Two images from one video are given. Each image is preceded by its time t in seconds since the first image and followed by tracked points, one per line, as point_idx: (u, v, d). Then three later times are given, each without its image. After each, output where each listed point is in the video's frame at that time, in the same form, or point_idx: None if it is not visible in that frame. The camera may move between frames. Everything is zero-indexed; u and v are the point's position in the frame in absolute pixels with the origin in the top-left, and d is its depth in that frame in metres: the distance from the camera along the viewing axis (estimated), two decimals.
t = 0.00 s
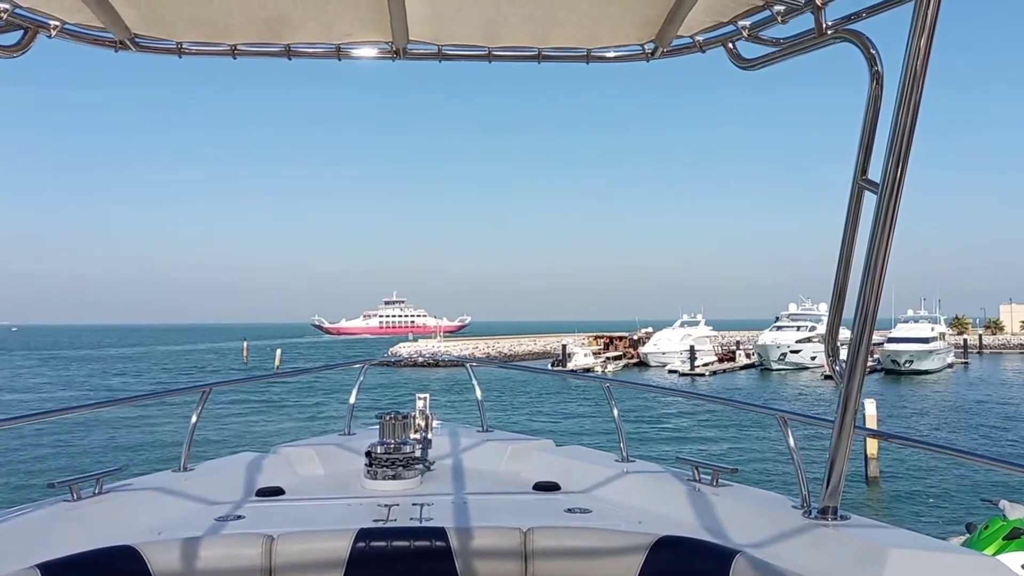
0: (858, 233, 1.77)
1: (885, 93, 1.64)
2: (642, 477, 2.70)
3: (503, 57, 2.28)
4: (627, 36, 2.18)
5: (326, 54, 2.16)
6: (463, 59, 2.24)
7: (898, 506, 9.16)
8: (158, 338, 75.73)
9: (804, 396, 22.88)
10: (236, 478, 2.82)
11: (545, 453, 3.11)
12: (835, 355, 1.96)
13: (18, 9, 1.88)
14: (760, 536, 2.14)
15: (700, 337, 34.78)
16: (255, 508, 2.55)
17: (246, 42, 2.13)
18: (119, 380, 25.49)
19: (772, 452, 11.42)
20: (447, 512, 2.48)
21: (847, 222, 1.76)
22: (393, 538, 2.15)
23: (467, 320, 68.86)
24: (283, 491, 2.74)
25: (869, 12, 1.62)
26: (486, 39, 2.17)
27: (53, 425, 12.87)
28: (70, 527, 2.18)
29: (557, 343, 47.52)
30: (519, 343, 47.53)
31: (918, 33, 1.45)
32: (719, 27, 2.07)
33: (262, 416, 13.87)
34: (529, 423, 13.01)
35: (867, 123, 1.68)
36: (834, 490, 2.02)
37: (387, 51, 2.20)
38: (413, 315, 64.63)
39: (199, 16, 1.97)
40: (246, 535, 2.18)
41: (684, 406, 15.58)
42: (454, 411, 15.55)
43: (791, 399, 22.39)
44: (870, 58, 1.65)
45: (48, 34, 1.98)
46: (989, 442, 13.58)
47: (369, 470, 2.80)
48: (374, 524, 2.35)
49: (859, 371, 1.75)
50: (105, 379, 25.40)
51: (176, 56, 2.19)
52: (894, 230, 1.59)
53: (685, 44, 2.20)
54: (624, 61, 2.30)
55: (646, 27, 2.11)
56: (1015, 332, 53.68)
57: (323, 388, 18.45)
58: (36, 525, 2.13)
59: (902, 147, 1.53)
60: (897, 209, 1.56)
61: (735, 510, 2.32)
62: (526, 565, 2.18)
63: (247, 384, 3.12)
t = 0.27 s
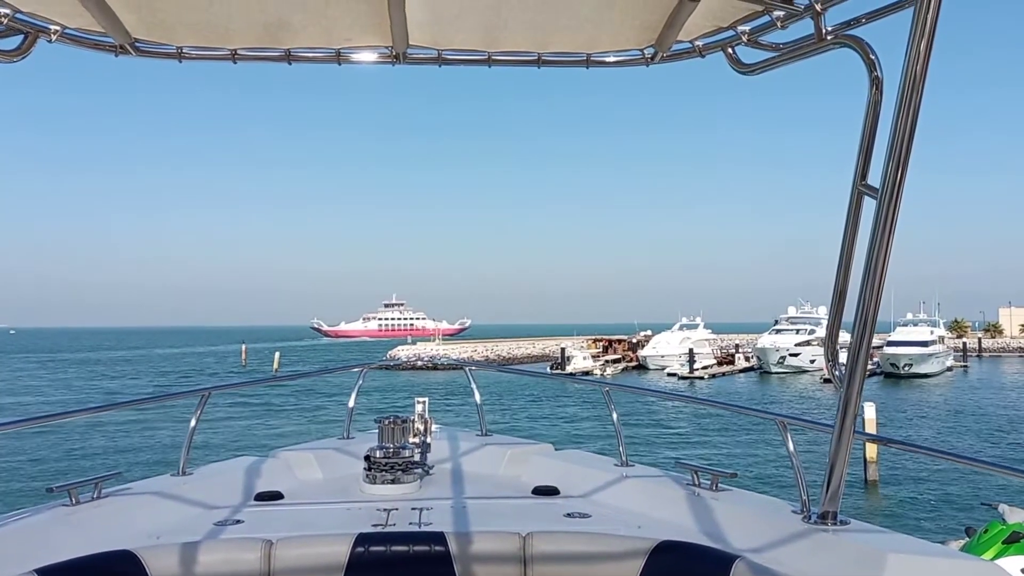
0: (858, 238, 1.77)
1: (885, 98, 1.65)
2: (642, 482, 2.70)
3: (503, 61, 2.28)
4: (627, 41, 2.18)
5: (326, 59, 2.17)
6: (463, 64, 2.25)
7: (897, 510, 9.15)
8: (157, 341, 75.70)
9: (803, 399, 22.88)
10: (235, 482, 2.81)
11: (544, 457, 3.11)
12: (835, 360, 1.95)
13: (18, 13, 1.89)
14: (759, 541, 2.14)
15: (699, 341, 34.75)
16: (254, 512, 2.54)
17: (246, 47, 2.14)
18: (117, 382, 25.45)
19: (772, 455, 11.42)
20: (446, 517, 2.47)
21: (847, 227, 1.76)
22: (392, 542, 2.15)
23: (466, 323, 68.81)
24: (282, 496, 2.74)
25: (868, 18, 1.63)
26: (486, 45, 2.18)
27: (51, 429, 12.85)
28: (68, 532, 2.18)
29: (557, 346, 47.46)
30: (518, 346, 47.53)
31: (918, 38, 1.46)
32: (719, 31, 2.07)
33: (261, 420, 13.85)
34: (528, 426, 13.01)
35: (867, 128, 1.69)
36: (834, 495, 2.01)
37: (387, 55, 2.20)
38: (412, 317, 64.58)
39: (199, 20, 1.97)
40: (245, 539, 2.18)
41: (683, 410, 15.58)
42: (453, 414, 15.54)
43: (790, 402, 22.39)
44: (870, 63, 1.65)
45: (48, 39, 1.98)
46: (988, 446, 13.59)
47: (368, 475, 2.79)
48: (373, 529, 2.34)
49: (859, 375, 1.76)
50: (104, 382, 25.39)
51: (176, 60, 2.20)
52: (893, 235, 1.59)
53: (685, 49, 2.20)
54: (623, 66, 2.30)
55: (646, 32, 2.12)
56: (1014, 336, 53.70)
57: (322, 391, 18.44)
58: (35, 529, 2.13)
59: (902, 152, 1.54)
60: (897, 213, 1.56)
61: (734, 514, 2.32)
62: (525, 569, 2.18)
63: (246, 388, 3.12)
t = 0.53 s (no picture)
0: (857, 239, 1.78)
1: (883, 101, 1.66)
2: (641, 482, 2.70)
3: (502, 64, 2.29)
4: (626, 43, 2.19)
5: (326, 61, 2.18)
6: (462, 66, 2.26)
7: (897, 511, 9.16)
8: (156, 342, 75.58)
9: (803, 401, 22.89)
10: (235, 483, 2.82)
11: (544, 458, 3.12)
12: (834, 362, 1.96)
13: (19, 16, 1.90)
14: (760, 541, 2.15)
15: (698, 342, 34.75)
16: (255, 513, 2.55)
17: (247, 49, 2.15)
18: (116, 384, 25.43)
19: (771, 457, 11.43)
20: (446, 518, 2.48)
21: (845, 228, 1.76)
22: (393, 543, 2.15)
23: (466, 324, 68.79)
24: (282, 497, 2.75)
25: (866, 22, 1.64)
26: (485, 47, 2.19)
27: (50, 430, 12.84)
28: (70, 533, 2.18)
29: (556, 347, 47.44)
30: (517, 347, 47.49)
31: (915, 42, 1.47)
32: (718, 34, 2.08)
33: (261, 421, 13.85)
34: (528, 427, 13.02)
35: (864, 131, 1.70)
36: (833, 496, 2.02)
37: (386, 58, 2.21)
38: (411, 319, 64.57)
39: (200, 22, 1.97)
40: (246, 540, 2.19)
41: (682, 411, 15.58)
42: (453, 416, 15.54)
43: (789, 403, 22.40)
44: (868, 65, 1.66)
45: (49, 41, 1.99)
46: (987, 447, 13.62)
47: (369, 476, 2.80)
48: (373, 530, 2.35)
49: (857, 376, 1.76)
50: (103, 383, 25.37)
51: (176, 62, 2.21)
52: (892, 236, 1.60)
53: (684, 51, 2.21)
54: (622, 68, 2.31)
55: (645, 35, 2.13)
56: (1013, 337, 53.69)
57: (321, 392, 18.44)
58: (37, 530, 2.13)
59: (901, 154, 1.54)
60: (896, 215, 1.57)
61: (734, 515, 2.33)
62: (525, 570, 2.18)
63: (246, 389, 3.12)
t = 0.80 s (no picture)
0: (858, 237, 1.78)
1: (884, 99, 1.65)
2: (642, 481, 2.70)
3: (503, 62, 2.29)
4: (627, 41, 2.19)
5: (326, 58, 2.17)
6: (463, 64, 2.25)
7: (896, 510, 9.17)
8: (155, 343, 75.45)
9: (802, 400, 22.90)
10: (235, 482, 2.81)
11: (544, 457, 3.11)
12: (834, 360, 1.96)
13: (18, 13, 1.89)
14: (761, 540, 2.15)
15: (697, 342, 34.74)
16: (254, 513, 2.54)
17: (246, 47, 2.15)
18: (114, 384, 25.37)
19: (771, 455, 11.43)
20: (446, 517, 2.48)
21: (846, 226, 1.76)
22: (394, 542, 2.14)
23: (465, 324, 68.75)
24: (282, 496, 2.74)
25: (867, 19, 1.64)
26: (486, 45, 2.19)
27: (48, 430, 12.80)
28: (69, 532, 2.18)
29: (555, 347, 47.43)
30: (516, 347, 47.47)
31: (916, 39, 1.47)
32: (720, 32, 2.08)
33: (260, 420, 13.84)
34: (528, 426, 13.01)
35: (866, 129, 1.70)
36: (833, 494, 2.02)
37: (387, 56, 2.21)
38: (410, 319, 64.51)
39: (199, 20, 1.97)
40: (245, 540, 2.18)
41: (682, 411, 15.58)
42: (452, 415, 15.53)
43: (788, 403, 22.42)
44: (869, 63, 1.66)
45: (48, 38, 1.98)
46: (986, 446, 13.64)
47: (368, 475, 2.79)
48: (373, 529, 2.34)
49: (858, 374, 1.76)
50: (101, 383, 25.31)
51: (176, 60, 2.20)
52: (893, 233, 1.60)
53: (684, 49, 2.21)
54: (623, 67, 2.31)
55: (646, 33, 2.13)
56: (1012, 337, 53.76)
57: (320, 392, 18.42)
58: (36, 530, 2.12)
59: (901, 152, 1.54)
60: (897, 213, 1.57)
61: (734, 513, 2.33)
62: (525, 569, 2.18)
63: (246, 388, 3.11)
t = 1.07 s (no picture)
0: (859, 238, 1.78)
1: (885, 99, 1.65)
2: (644, 481, 2.70)
3: (504, 62, 2.28)
4: (628, 42, 2.18)
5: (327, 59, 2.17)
6: (464, 65, 2.25)
7: (899, 510, 9.15)
8: (157, 343, 75.56)
9: (804, 399, 22.90)
10: (238, 483, 2.82)
11: (547, 457, 3.12)
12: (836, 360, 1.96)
13: (21, 16, 1.89)
14: (763, 540, 2.15)
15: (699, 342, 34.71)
16: (256, 514, 2.55)
17: (248, 49, 2.15)
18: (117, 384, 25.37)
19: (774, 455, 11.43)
20: (447, 518, 2.48)
21: (848, 227, 1.76)
22: (396, 543, 2.15)
23: (467, 323, 68.75)
24: (284, 497, 2.74)
25: (868, 18, 1.63)
26: (488, 46, 2.18)
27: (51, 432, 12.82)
28: (73, 533, 2.18)
29: (557, 347, 47.43)
30: (518, 346, 47.47)
31: (917, 39, 1.46)
32: (720, 32, 2.08)
33: (263, 421, 13.86)
34: (530, 426, 13.03)
35: (868, 129, 1.69)
36: (836, 495, 2.02)
37: (388, 57, 2.21)
38: (412, 318, 64.55)
39: (201, 21, 1.97)
40: (248, 540, 2.18)
41: (684, 411, 15.58)
42: (455, 415, 15.54)
43: (790, 402, 22.40)
44: (870, 63, 1.66)
45: (50, 40, 1.99)
46: (988, 445, 13.63)
47: (371, 475, 2.80)
48: (375, 529, 2.35)
49: (859, 375, 1.76)
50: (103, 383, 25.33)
51: (178, 62, 2.20)
52: (894, 234, 1.60)
53: (685, 50, 2.21)
54: (625, 67, 2.31)
55: (647, 32, 2.12)
56: (1015, 335, 53.70)
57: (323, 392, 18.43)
58: (40, 530, 2.13)
59: (903, 152, 1.54)
60: (898, 214, 1.57)
61: (737, 513, 2.33)
62: (527, 569, 2.18)
63: (247, 388, 3.12)
